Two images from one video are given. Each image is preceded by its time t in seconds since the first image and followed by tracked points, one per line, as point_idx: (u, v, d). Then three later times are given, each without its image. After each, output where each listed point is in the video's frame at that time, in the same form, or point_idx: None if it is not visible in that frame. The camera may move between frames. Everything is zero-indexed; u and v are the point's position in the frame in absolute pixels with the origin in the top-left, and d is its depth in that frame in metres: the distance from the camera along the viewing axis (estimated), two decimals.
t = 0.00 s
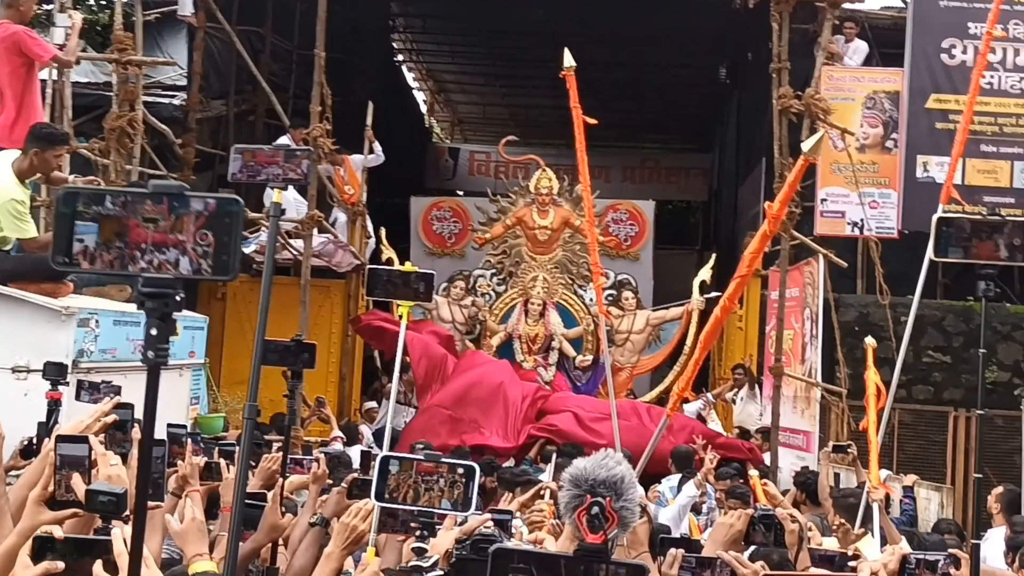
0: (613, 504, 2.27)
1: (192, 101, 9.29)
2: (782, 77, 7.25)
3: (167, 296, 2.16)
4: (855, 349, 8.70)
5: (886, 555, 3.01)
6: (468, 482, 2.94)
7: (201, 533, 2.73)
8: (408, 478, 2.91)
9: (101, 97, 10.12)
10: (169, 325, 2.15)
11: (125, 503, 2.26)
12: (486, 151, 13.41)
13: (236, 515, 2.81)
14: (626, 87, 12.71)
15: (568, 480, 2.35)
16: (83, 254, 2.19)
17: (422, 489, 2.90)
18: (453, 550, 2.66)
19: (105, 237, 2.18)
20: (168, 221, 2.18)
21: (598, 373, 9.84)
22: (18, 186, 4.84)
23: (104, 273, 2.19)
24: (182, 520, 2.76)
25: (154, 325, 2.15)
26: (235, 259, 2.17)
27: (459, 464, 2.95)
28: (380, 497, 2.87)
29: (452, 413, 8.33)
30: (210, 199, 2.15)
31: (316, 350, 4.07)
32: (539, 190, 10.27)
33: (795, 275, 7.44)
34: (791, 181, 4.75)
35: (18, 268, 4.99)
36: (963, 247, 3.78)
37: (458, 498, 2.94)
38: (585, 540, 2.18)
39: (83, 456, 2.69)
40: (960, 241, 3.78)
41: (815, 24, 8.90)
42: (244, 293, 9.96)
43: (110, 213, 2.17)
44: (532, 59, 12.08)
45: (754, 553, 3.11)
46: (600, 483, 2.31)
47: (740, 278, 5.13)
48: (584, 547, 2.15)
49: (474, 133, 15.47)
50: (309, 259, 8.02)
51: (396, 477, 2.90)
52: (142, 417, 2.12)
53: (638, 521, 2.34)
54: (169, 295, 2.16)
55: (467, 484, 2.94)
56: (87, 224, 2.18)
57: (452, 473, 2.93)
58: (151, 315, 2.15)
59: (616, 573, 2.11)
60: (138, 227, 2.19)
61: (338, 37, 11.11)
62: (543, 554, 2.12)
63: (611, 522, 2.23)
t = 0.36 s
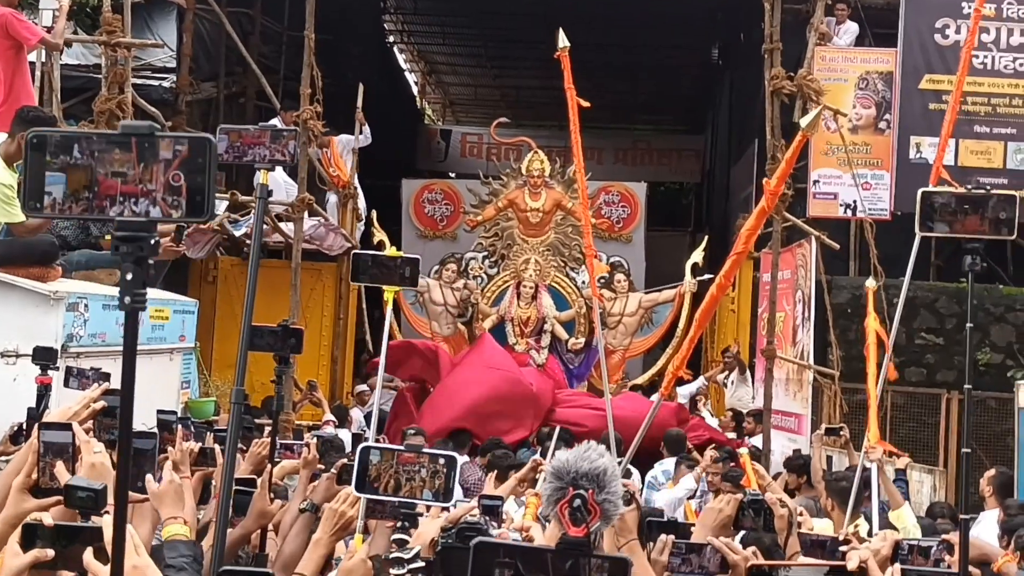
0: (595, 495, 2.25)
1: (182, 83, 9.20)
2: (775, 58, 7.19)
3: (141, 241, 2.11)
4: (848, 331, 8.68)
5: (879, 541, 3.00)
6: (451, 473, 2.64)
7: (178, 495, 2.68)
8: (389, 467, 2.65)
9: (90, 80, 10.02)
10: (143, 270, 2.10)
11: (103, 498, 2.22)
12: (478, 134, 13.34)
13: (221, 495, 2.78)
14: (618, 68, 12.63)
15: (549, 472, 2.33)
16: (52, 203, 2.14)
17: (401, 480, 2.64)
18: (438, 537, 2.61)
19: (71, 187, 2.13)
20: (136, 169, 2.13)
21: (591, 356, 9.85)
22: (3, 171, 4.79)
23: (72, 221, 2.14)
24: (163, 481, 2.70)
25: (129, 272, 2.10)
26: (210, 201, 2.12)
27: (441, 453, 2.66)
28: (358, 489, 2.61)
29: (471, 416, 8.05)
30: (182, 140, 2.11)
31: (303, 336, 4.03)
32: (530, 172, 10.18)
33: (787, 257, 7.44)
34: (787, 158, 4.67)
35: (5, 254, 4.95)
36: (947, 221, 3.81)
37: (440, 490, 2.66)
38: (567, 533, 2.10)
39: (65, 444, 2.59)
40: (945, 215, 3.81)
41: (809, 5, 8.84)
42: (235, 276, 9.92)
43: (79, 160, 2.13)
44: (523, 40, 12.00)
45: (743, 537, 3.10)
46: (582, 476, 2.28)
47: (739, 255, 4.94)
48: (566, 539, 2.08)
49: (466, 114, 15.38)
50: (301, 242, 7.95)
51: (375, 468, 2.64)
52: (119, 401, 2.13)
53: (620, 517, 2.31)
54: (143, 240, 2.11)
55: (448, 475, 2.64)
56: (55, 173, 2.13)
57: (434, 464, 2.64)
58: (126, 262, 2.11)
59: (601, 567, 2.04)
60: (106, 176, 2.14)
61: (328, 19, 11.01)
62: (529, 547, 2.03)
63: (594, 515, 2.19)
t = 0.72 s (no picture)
0: (588, 481, 2.24)
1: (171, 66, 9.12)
2: (767, 38, 7.15)
3: (130, 194, 2.16)
4: (840, 313, 8.68)
5: (873, 523, 3.00)
6: (434, 458, 2.63)
7: (164, 479, 2.69)
8: (372, 454, 2.60)
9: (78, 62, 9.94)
10: (132, 224, 2.16)
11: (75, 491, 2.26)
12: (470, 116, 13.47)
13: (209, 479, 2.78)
14: (610, 49, 12.57)
15: (540, 457, 2.30)
16: (37, 159, 2.18)
17: (384, 467, 2.60)
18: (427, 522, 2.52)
19: (57, 142, 2.17)
20: (122, 125, 2.17)
21: (583, 339, 9.74)
22: None
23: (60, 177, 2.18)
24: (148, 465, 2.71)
25: (120, 225, 2.16)
26: (198, 152, 2.16)
27: (423, 438, 2.64)
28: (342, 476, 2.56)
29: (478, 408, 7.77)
30: (168, 94, 2.14)
31: (294, 319, 4.00)
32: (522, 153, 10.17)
33: (780, 238, 7.42)
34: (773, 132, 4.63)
35: None
36: (932, 194, 3.64)
37: (422, 475, 2.64)
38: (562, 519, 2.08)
39: (51, 430, 2.63)
40: (929, 187, 3.64)
41: None
42: (225, 260, 9.91)
43: (64, 116, 2.17)
44: (515, 21, 11.94)
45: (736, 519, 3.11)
46: (574, 461, 2.27)
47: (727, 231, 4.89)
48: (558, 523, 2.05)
49: (457, 96, 15.32)
50: (292, 225, 7.90)
51: (359, 455, 2.58)
52: (109, 385, 2.08)
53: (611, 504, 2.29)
54: (132, 192, 2.17)
55: (431, 460, 2.63)
56: (39, 130, 2.18)
57: (416, 449, 2.63)
58: (116, 215, 2.16)
59: (595, 553, 2.01)
60: (93, 131, 2.18)
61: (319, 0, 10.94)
62: (523, 535, 2.00)
63: (586, 501, 2.17)
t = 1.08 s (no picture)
0: (586, 471, 2.09)
1: (160, 50, 9.07)
2: (759, 21, 7.12)
3: (119, 171, 2.12)
4: (833, 296, 8.68)
5: (867, 507, 2.98)
6: (426, 444, 2.53)
7: (154, 464, 2.66)
8: (363, 441, 2.52)
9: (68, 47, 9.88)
10: (122, 202, 2.11)
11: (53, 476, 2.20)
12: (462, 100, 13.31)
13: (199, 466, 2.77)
14: (603, 33, 12.50)
15: (539, 446, 2.16)
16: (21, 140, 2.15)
17: (375, 454, 2.52)
18: (418, 510, 2.48)
19: (42, 122, 2.14)
20: (108, 105, 2.13)
21: (576, 323, 9.80)
22: None
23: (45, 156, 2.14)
24: (138, 450, 2.67)
25: (108, 204, 2.11)
26: (188, 129, 2.12)
27: (415, 424, 2.55)
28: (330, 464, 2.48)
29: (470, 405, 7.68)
30: (155, 72, 2.11)
31: (285, 305, 3.98)
32: (514, 137, 10.11)
33: (773, 221, 7.40)
34: (776, 111, 4.55)
35: None
36: (918, 171, 3.53)
37: (415, 462, 2.54)
38: (558, 508, 2.01)
39: (40, 418, 2.63)
40: (914, 165, 3.53)
41: None
42: (217, 245, 9.88)
43: (49, 95, 2.13)
44: (506, 4, 11.88)
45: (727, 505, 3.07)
46: (574, 450, 2.12)
47: (726, 211, 4.82)
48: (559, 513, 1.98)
49: (448, 80, 15.27)
50: (283, 210, 7.85)
51: (347, 441, 2.51)
52: (102, 370, 2.06)
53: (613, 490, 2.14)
54: (120, 170, 2.12)
55: (423, 447, 2.53)
56: (25, 110, 2.15)
57: (407, 436, 2.53)
58: (105, 194, 2.11)
59: (594, 542, 1.96)
60: (79, 112, 2.14)
61: None
62: (519, 524, 1.95)
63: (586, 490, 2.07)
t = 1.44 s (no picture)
0: (581, 462, 2.07)
1: (153, 39, 9.02)
2: (753, 9, 7.09)
3: (111, 164, 2.11)
4: (827, 284, 8.68)
5: (860, 497, 2.98)
6: (411, 435, 2.57)
7: (144, 456, 2.65)
8: (349, 434, 2.53)
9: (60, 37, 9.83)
10: (114, 194, 2.11)
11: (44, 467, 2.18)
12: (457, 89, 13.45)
13: (190, 457, 2.75)
14: (597, 22, 12.45)
15: (534, 438, 2.14)
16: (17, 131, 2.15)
17: (362, 446, 2.54)
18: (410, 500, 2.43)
19: (36, 113, 2.13)
20: (100, 97, 2.11)
21: (571, 312, 9.81)
22: None
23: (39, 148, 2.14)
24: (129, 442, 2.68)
25: (101, 196, 2.12)
26: (179, 121, 2.08)
27: (400, 415, 2.58)
28: (317, 454, 2.50)
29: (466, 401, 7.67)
30: (146, 64, 2.08)
31: (278, 297, 3.96)
32: (508, 127, 10.08)
33: (767, 209, 7.37)
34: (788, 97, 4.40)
35: None
36: (909, 158, 3.51)
37: (401, 453, 2.57)
38: (550, 500, 1.96)
39: (30, 410, 2.65)
40: (906, 151, 3.51)
41: None
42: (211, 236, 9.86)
43: (43, 87, 2.12)
44: None
45: (719, 494, 3.08)
46: (568, 441, 2.09)
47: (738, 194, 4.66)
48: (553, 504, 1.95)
49: (443, 70, 15.23)
50: (276, 200, 7.82)
51: (333, 433, 2.52)
52: (94, 363, 2.04)
53: (606, 482, 2.13)
54: (113, 163, 2.12)
55: (409, 438, 2.56)
56: (20, 101, 2.14)
57: (391, 428, 2.56)
58: (97, 186, 2.12)
59: (588, 533, 1.96)
60: (72, 103, 2.12)
61: None
62: (512, 515, 1.94)
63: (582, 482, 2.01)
